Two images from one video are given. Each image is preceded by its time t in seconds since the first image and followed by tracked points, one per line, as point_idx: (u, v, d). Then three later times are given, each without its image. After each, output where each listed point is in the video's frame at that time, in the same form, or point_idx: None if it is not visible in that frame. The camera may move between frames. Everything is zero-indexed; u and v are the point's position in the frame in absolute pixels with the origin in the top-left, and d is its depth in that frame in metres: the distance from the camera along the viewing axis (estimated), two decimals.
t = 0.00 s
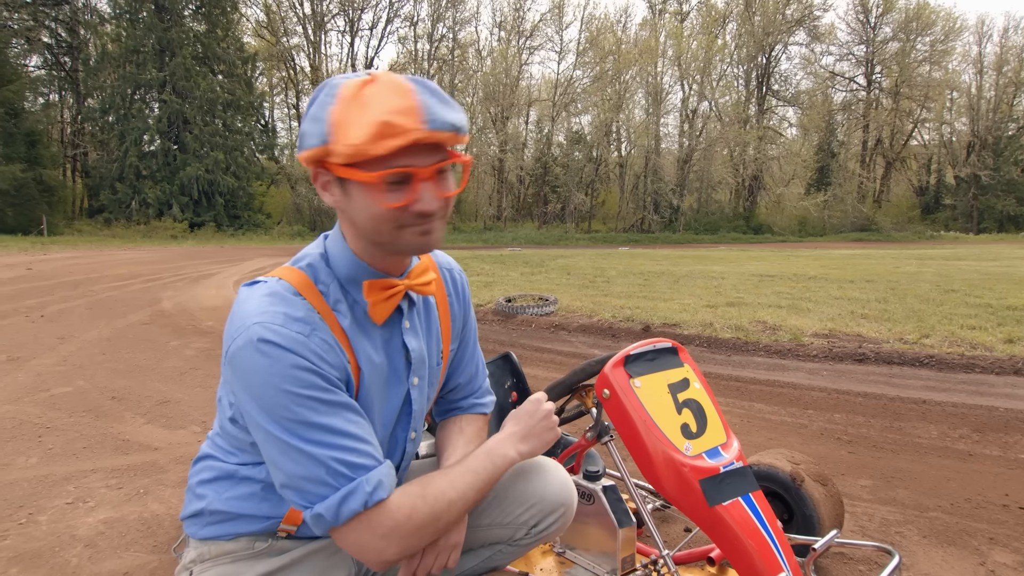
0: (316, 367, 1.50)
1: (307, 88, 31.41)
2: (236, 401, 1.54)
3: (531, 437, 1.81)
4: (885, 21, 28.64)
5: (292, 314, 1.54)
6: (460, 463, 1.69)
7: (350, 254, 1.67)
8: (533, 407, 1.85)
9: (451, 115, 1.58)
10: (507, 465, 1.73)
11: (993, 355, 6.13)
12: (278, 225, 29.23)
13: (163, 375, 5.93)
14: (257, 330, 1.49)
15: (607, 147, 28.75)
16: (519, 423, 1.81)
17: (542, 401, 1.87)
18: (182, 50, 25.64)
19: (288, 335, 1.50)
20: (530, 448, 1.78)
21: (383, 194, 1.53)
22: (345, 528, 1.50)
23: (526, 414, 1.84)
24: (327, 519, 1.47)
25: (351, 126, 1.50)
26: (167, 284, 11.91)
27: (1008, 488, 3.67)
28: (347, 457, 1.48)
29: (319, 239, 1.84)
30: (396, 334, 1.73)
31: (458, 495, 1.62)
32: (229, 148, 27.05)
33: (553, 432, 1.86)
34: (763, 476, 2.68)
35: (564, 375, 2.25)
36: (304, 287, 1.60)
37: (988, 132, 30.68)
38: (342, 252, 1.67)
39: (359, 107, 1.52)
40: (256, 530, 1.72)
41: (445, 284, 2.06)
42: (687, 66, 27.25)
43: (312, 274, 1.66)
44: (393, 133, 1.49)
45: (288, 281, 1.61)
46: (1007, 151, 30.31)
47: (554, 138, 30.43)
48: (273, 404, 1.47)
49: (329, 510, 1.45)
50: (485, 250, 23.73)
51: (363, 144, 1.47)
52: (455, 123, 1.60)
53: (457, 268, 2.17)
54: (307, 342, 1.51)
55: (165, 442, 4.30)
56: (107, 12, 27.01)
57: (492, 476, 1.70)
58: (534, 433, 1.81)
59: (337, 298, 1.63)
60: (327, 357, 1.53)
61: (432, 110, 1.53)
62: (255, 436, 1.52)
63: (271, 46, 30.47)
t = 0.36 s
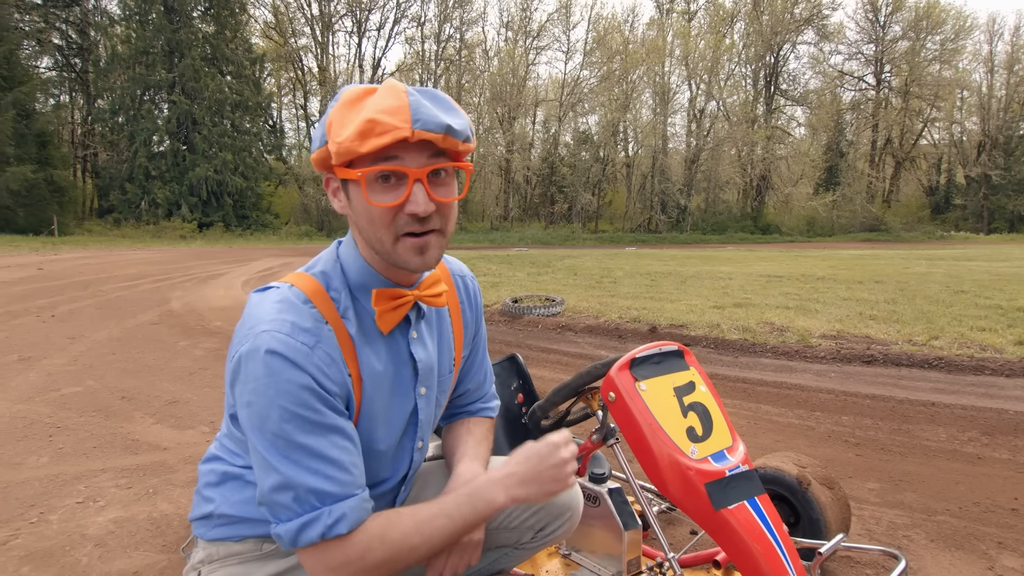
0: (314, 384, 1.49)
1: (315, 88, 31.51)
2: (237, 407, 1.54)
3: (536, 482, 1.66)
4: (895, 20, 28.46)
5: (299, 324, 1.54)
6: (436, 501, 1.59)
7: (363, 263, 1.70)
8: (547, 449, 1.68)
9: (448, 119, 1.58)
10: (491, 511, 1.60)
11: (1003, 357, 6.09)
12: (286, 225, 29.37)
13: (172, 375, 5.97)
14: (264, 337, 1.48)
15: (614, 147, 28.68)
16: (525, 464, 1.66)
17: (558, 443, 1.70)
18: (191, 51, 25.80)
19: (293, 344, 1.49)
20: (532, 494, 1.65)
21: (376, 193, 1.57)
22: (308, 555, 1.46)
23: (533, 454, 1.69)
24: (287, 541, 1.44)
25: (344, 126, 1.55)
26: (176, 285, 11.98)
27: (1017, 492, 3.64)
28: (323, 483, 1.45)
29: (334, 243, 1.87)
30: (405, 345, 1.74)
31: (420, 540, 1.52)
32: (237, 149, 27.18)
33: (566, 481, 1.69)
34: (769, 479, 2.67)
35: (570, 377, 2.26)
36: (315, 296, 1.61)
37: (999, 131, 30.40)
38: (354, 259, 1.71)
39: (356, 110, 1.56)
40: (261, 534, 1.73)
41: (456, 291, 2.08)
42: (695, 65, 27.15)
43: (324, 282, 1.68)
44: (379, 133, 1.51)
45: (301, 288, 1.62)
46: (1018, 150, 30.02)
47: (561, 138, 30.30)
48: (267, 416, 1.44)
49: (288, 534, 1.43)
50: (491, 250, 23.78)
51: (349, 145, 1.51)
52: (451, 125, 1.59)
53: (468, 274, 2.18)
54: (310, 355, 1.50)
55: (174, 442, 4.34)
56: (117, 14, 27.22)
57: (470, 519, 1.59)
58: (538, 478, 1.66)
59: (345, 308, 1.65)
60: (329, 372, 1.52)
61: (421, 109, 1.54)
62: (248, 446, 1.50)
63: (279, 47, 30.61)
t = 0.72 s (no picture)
0: (300, 397, 1.50)
1: (324, 89, 31.63)
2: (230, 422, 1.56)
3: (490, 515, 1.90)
4: (905, 18, 28.25)
5: (282, 338, 1.55)
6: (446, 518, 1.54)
7: (347, 277, 1.69)
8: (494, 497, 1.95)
9: (437, 142, 1.57)
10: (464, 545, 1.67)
11: (1015, 359, 6.03)
12: (294, 225, 29.54)
13: (183, 375, 6.02)
14: (246, 355, 1.51)
15: (622, 147, 28.63)
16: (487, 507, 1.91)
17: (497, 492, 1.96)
18: (200, 52, 25.98)
19: (275, 360, 1.51)
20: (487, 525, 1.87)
21: (359, 217, 1.57)
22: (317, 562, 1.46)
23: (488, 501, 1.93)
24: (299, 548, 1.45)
25: (327, 148, 1.55)
26: (186, 285, 12.07)
27: None
28: (319, 488, 1.45)
29: (324, 256, 1.88)
30: (398, 356, 1.74)
31: (420, 534, 1.37)
32: (247, 150, 27.36)
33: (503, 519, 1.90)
34: (777, 482, 2.67)
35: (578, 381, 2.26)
36: (300, 311, 1.63)
37: (1011, 130, 30.12)
38: (340, 274, 1.71)
39: (341, 129, 1.57)
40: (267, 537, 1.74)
41: (460, 298, 2.07)
42: (703, 64, 27.08)
43: (311, 295, 1.69)
44: (365, 158, 1.50)
45: (286, 304, 1.65)
46: None
47: (568, 137, 30.31)
48: (254, 430, 1.47)
49: (299, 541, 1.44)
50: (499, 250, 23.83)
51: (332, 169, 1.51)
52: (439, 148, 1.57)
53: (473, 279, 2.17)
54: (295, 368, 1.52)
55: (184, 442, 4.38)
56: (128, 16, 27.45)
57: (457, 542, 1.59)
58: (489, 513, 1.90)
59: (333, 321, 1.66)
60: (314, 385, 1.54)
61: (409, 134, 1.52)
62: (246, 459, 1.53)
63: (288, 48, 30.78)
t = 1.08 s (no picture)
0: (302, 404, 1.51)
1: (331, 89, 31.72)
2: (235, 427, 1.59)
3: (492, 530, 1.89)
4: (915, 17, 28.03)
5: (284, 346, 1.57)
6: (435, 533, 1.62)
7: (352, 281, 1.72)
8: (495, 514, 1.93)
9: (437, 128, 1.61)
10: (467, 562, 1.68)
11: None
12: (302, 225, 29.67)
13: (191, 375, 6.07)
14: (249, 363, 1.53)
15: (629, 147, 28.57)
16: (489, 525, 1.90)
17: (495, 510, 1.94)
18: (209, 53, 26.12)
19: (279, 367, 1.53)
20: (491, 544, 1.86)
21: (363, 206, 1.59)
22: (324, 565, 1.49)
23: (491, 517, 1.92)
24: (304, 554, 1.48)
25: (328, 140, 1.58)
26: (194, 284, 12.15)
27: None
28: (324, 494, 1.47)
29: (328, 261, 1.90)
30: (399, 361, 1.75)
31: (425, 545, 1.46)
32: (255, 150, 27.48)
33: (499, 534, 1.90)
34: (781, 484, 2.66)
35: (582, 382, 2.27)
36: (303, 317, 1.64)
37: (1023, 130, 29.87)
38: (344, 280, 1.73)
39: (342, 123, 1.60)
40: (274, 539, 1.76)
41: (462, 302, 2.08)
42: (711, 64, 26.98)
43: (314, 301, 1.71)
44: (365, 143, 1.53)
45: (290, 311, 1.66)
46: None
47: (575, 137, 30.26)
48: (258, 438, 1.49)
49: (304, 547, 1.46)
50: (506, 250, 23.83)
51: (335, 156, 1.53)
52: (439, 133, 1.60)
53: (475, 283, 2.18)
54: (296, 375, 1.53)
55: (193, 441, 4.42)
56: (138, 17, 27.63)
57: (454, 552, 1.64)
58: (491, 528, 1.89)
59: (336, 327, 1.67)
60: (317, 392, 1.55)
61: (408, 119, 1.55)
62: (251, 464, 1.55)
63: (296, 48, 30.89)
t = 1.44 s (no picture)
0: (309, 400, 1.52)
1: (338, 90, 31.82)
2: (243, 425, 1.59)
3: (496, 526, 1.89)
4: (924, 15, 27.84)
5: (291, 342, 1.58)
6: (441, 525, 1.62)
7: (356, 278, 1.72)
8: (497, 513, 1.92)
9: (442, 127, 1.61)
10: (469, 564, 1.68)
11: None
12: (309, 225, 29.77)
13: (198, 374, 6.10)
14: (257, 359, 1.54)
15: (635, 146, 28.51)
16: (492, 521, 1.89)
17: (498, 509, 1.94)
18: (217, 54, 26.26)
19: (287, 362, 1.54)
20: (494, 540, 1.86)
21: (368, 203, 1.59)
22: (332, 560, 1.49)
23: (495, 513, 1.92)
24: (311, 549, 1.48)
25: (334, 138, 1.59)
26: (201, 284, 12.22)
27: None
28: (333, 486, 1.48)
29: (333, 260, 1.89)
30: (404, 359, 1.75)
31: (432, 537, 1.46)
32: (263, 151, 27.60)
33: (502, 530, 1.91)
34: (787, 484, 2.66)
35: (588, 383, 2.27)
36: (310, 314, 1.64)
37: None
38: (350, 277, 1.73)
39: (346, 121, 1.61)
40: (283, 536, 1.77)
41: (465, 300, 2.07)
42: (718, 63, 26.91)
43: (320, 298, 1.71)
44: (370, 142, 1.54)
45: (297, 307, 1.66)
46: None
47: (581, 137, 30.25)
48: (267, 432, 1.50)
49: (310, 542, 1.47)
50: (512, 250, 23.85)
51: (340, 154, 1.54)
52: (441, 133, 1.61)
53: (478, 283, 2.19)
54: (304, 371, 1.54)
55: (200, 439, 4.44)
56: (146, 18, 27.80)
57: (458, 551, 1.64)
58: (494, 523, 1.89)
59: (341, 323, 1.67)
60: (324, 388, 1.55)
61: (412, 118, 1.57)
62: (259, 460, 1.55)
63: (303, 49, 30.99)
